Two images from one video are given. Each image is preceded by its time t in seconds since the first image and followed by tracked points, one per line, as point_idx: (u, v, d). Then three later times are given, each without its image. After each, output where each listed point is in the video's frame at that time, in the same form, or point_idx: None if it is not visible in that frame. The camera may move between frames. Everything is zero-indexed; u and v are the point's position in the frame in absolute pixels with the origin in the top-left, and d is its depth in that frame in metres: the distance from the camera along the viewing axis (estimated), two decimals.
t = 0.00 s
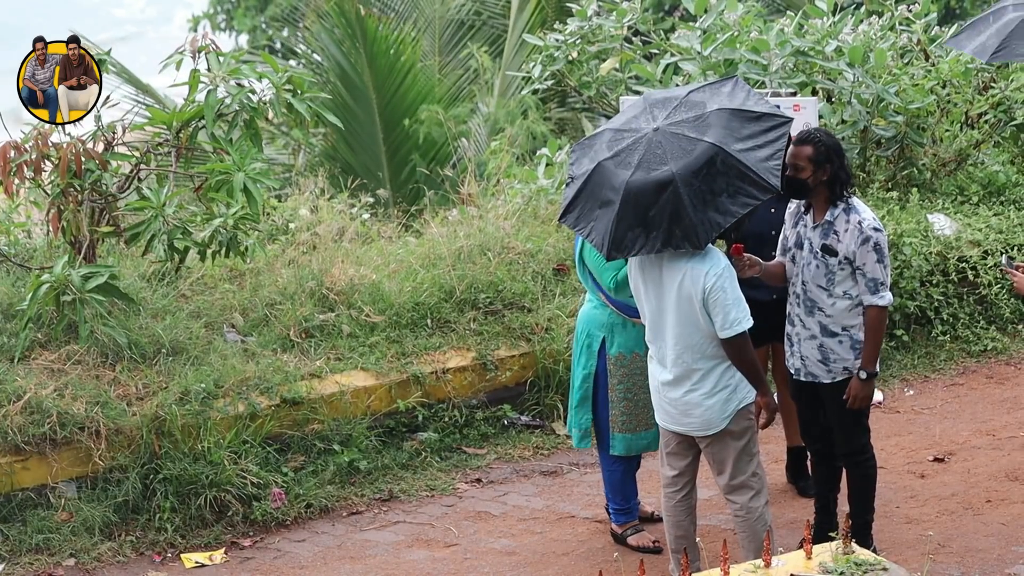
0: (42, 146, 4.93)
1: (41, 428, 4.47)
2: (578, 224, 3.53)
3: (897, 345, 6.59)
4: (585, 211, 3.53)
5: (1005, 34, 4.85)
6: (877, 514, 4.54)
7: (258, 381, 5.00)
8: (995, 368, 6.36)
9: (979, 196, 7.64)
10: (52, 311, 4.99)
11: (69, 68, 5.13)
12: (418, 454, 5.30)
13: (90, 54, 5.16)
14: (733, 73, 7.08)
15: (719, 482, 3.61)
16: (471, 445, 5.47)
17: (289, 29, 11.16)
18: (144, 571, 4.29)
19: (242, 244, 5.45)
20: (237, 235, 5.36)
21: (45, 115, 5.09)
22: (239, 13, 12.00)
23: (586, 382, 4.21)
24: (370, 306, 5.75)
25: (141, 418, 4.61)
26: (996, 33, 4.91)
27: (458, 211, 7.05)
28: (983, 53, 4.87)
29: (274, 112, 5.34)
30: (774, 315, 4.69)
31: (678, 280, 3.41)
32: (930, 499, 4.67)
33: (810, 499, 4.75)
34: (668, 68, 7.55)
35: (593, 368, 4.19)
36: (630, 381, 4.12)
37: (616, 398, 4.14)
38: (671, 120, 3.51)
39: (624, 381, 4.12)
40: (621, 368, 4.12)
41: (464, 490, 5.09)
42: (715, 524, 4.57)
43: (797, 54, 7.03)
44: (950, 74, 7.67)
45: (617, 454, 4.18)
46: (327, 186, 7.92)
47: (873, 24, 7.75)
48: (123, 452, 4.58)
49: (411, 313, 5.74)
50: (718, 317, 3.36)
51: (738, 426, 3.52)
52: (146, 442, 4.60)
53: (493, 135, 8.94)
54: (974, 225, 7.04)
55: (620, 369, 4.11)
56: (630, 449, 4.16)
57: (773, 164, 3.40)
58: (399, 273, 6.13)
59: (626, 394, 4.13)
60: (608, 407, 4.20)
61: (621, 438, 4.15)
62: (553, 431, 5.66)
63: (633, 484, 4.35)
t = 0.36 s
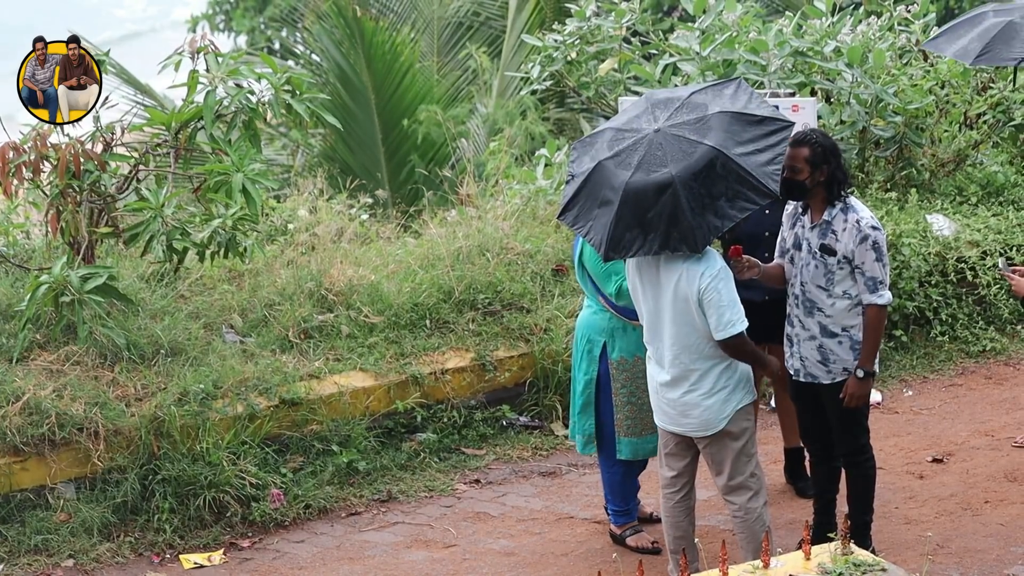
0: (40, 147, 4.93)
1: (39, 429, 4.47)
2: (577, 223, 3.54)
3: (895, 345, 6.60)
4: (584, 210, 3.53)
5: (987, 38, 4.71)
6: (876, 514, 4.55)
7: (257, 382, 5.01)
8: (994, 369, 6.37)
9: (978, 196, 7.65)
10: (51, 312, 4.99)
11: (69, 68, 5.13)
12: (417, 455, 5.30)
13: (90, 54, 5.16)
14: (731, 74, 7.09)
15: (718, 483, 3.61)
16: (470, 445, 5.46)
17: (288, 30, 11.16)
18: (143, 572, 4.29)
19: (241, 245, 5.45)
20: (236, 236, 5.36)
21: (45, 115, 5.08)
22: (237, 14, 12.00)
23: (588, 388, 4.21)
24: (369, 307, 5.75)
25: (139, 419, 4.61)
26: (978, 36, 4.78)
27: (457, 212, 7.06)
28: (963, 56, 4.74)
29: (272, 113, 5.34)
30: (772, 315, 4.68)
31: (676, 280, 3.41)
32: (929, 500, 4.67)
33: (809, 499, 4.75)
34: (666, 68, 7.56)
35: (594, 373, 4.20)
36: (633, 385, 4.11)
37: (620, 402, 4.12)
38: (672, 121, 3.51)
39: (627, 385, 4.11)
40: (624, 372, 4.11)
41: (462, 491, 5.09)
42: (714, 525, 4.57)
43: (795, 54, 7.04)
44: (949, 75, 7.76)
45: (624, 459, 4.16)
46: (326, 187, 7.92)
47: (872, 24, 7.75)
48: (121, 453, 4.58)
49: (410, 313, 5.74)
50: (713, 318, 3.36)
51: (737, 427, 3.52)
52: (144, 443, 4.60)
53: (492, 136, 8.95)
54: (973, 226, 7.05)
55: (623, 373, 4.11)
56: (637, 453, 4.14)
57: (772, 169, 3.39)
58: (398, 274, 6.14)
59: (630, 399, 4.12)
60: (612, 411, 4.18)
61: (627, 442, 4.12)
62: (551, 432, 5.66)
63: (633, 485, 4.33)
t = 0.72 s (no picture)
0: (39, 147, 4.96)
1: (38, 430, 4.47)
2: (577, 223, 3.55)
3: (894, 346, 6.60)
4: (585, 210, 3.54)
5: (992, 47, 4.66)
6: (875, 515, 4.55)
7: (256, 382, 5.01)
8: (993, 369, 6.38)
9: (977, 197, 7.65)
10: (50, 313, 4.99)
11: (69, 68, 5.12)
12: (415, 455, 5.30)
13: (89, 54, 5.15)
14: (730, 75, 7.09)
15: (715, 483, 3.62)
16: (468, 446, 5.46)
17: (287, 31, 11.17)
18: (141, 573, 4.29)
19: (239, 245, 5.45)
20: (234, 237, 5.35)
21: (45, 116, 5.07)
22: (236, 15, 12.00)
23: (589, 390, 4.22)
24: (368, 307, 5.75)
25: (138, 420, 4.61)
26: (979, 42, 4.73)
27: (456, 213, 7.06)
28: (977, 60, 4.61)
29: (271, 113, 5.34)
30: (772, 315, 4.68)
31: (673, 281, 3.41)
32: (928, 500, 4.68)
33: (807, 500, 4.75)
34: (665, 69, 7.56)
35: (594, 376, 4.20)
36: (635, 387, 4.10)
37: (621, 404, 4.12)
38: (673, 122, 3.51)
39: (628, 388, 4.11)
40: (625, 374, 4.11)
41: (461, 491, 5.09)
42: (712, 525, 4.57)
43: (794, 55, 7.05)
44: (947, 76, 7.76)
45: (623, 464, 4.15)
46: (325, 188, 7.93)
47: (870, 24, 7.76)
48: (120, 454, 4.58)
49: (408, 314, 5.74)
50: (720, 321, 3.34)
51: (735, 428, 3.53)
52: (142, 444, 4.60)
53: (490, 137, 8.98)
54: (972, 226, 7.06)
55: (625, 375, 4.10)
56: (636, 457, 4.14)
57: (774, 169, 3.39)
58: (397, 274, 6.14)
59: (631, 401, 4.11)
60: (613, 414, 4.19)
61: (626, 446, 4.13)
62: (550, 432, 5.66)
63: (632, 485, 4.34)
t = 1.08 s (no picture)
0: (38, 147, 4.97)
1: (37, 429, 4.47)
2: (572, 225, 3.55)
3: (893, 346, 6.61)
4: (580, 212, 3.54)
5: (1001, 48, 4.28)
6: (874, 515, 4.55)
7: (255, 382, 5.01)
8: (992, 369, 6.38)
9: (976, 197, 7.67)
10: (48, 313, 4.99)
11: (69, 68, 5.12)
12: (415, 455, 5.30)
13: (90, 54, 5.15)
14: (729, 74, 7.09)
15: (714, 483, 3.62)
16: (468, 446, 5.46)
17: (286, 31, 11.16)
18: (140, 573, 4.29)
19: (239, 245, 5.45)
20: (233, 237, 5.36)
21: (45, 115, 5.07)
22: (235, 15, 11.99)
23: (592, 383, 4.22)
24: (367, 307, 5.75)
25: (137, 420, 4.61)
26: (989, 48, 4.32)
27: (455, 212, 7.07)
28: (993, 67, 4.21)
29: (270, 113, 5.35)
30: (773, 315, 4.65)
31: (674, 281, 3.42)
32: (927, 500, 4.68)
33: (807, 500, 4.75)
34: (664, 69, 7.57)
35: (599, 370, 4.20)
36: (639, 381, 4.06)
37: (626, 397, 4.10)
38: (668, 124, 3.50)
39: (633, 381, 4.07)
40: (630, 367, 4.07)
41: (460, 491, 5.09)
42: (711, 525, 4.57)
43: (793, 55, 7.05)
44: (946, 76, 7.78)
45: (628, 456, 4.16)
46: (324, 188, 7.92)
47: (869, 24, 7.76)
48: (119, 454, 4.58)
49: (407, 314, 5.74)
50: (723, 317, 3.36)
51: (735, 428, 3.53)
52: (141, 444, 4.60)
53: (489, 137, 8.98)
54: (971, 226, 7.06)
55: (629, 368, 4.06)
56: (641, 450, 4.14)
57: (769, 171, 3.37)
58: (396, 275, 6.14)
59: (635, 394, 4.08)
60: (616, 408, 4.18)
61: (631, 439, 4.13)
62: (549, 432, 5.66)
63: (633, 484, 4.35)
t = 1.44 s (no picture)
0: (36, 146, 4.96)
1: (36, 429, 4.47)
2: (572, 233, 3.55)
3: (892, 345, 6.62)
4: (579, 219, 3.54)
5: (1003, 51, 4.20)
6: (873, 515, 4.56)
7: (253, 382, 5.01)
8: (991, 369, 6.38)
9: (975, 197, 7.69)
10: (47, 312, 4.99)
11: (69, 69, 5.19)
12: (413, 455, 5.30)
13: (90, 54, 5.21)
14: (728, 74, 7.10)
15: (713, 482, 3.63)
16: (466, 445, 5.46)
17: (284, 31, 11.17)
18: (140, 572, 4.29)
19: (237, 245, 5.45)
20: (232, 237, 5.37)
21: (45, 115, 5.09)
22: (235, 15, 11.99)
23: (593, 379, 4.23)
24: (366, 307, 5.75)
25: (136, 419, 4.61)
26: (988, 50, 4.22)
27: (454, 212, 7.07)
28: (1007, 71, 4.11)
29: (269, 113, 5.35)
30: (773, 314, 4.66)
31: (671, 280, 3.42)
32: (926, 500, 4.68)
33: (805, 499, 4.75)
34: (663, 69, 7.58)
35: (599, 367, 4.22)
36: (638, 378, 4.06)
37: (624, 394, 4.09)
38: (660, 125, 3.50)
39: (631, 378, 4.06)
40: (628, 365, 4.07)
41: (459, 491, 5.09)
42: (710, 524, 4.57)
43: (792, 55, 7.05)
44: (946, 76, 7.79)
45: (626, 453, 4.16)
46: (322, 187, 7.92)
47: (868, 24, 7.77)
48: (118, 453, 4.58)
49: (406, 314, 5.74)
50: (717, 315, 3.36)
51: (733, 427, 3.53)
52: (140, 443, 4.60)
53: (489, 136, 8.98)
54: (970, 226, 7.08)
55: (628, 366, 4.06)
56: (638, 448, 4.14)
57: (766, 164, 3.39)
58: (394, 274, 6.14)
59: (633, 392, 4.08)
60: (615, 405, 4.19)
61: (628, 436, 4.13)
62: (548, 432, 5.65)
63: (631, 484, 4.34)
